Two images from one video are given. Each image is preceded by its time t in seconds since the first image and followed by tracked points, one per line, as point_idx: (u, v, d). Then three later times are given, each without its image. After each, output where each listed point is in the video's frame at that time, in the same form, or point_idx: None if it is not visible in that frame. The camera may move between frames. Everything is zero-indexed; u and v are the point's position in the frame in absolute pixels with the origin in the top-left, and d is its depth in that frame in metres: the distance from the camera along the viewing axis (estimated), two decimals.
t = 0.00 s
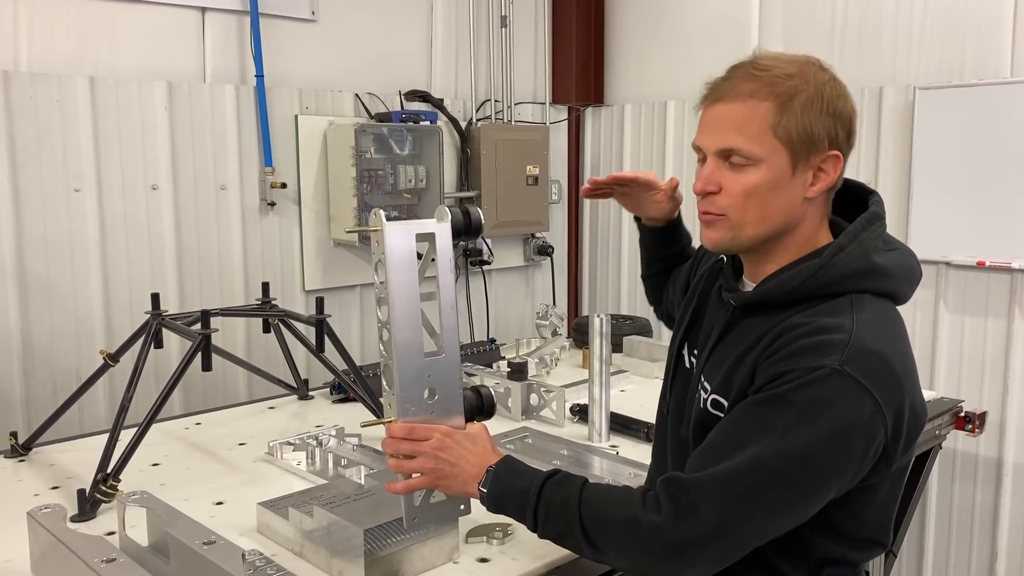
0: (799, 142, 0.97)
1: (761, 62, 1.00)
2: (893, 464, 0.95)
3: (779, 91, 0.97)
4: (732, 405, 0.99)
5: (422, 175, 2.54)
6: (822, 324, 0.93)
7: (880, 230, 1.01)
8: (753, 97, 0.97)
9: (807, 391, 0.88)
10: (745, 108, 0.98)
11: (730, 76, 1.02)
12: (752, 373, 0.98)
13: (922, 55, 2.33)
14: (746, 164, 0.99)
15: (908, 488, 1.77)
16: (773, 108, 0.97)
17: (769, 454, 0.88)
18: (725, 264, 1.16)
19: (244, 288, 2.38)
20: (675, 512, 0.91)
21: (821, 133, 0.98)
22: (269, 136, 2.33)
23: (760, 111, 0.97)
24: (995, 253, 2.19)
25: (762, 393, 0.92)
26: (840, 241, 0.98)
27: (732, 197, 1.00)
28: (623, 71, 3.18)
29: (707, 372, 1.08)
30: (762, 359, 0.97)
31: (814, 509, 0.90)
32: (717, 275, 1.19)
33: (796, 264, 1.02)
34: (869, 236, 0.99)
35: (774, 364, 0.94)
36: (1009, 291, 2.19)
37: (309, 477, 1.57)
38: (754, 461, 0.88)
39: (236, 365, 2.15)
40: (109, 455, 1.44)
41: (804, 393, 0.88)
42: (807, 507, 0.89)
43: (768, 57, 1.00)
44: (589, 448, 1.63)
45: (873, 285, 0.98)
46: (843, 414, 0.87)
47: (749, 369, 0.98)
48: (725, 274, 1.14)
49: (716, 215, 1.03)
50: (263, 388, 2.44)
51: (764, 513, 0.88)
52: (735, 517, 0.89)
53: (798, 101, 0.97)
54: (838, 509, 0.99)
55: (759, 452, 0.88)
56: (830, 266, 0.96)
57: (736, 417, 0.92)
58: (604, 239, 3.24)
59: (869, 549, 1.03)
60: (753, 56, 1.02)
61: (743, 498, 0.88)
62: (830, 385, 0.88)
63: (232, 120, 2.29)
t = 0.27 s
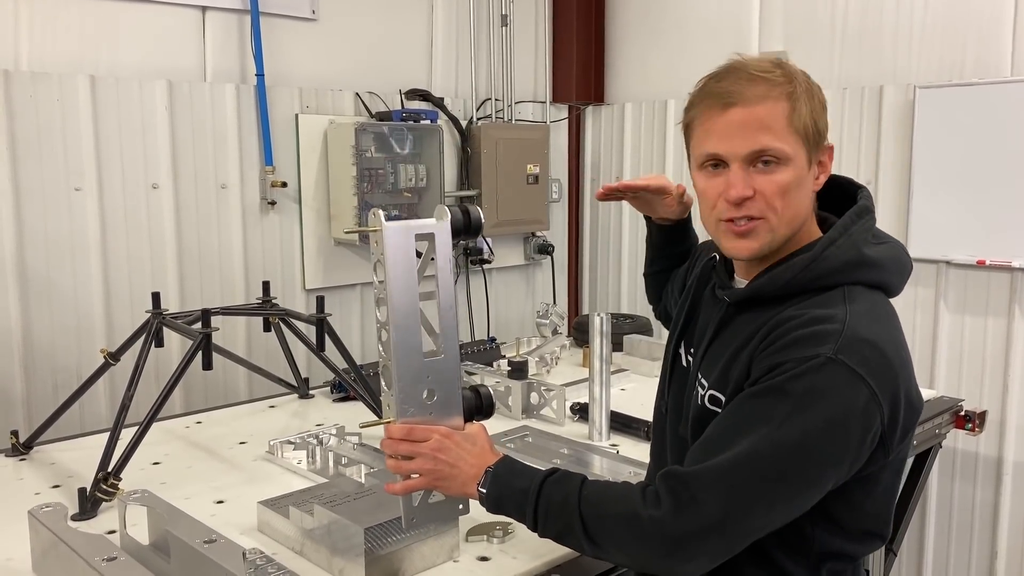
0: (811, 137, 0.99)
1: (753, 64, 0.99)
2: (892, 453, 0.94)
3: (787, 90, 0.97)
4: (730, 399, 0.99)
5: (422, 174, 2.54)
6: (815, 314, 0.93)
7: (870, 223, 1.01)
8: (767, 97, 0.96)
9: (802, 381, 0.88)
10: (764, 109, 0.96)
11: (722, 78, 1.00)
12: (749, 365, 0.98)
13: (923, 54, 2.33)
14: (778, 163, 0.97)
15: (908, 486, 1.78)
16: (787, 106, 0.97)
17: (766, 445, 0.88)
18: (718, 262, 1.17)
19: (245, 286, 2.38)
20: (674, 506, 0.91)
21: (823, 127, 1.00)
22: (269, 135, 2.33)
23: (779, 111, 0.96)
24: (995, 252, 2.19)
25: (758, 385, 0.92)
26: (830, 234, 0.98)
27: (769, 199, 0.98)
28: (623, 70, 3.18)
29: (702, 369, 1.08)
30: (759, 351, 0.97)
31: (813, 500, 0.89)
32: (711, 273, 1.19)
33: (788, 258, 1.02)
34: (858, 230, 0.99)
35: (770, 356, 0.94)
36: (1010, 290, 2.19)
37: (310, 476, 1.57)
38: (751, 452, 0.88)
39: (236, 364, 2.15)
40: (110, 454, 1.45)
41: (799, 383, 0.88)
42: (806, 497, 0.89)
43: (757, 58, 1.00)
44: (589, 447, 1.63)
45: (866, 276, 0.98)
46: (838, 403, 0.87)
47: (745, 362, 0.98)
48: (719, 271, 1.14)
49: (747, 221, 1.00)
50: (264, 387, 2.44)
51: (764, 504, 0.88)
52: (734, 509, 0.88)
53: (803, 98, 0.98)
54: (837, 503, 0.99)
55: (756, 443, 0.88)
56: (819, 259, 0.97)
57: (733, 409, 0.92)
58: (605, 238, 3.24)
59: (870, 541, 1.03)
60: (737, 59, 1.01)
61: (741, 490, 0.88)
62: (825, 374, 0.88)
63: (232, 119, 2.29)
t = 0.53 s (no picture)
0: (819, 138, 0.98)
1: (765, 61, 0.98)
2: (894, 451, 0.95)
3: (797, 89, 0.96)
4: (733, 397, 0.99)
5: (422, 173, 2.55)
6: (819, 312, 0.94)
7: (874, 222, 1.01)
8: (775, 96, 0.96)
9: (806, 377, 0.88)
10: (771, 107, 0.96)
11: (730, 77, 1.00)
12: (752, 362, 0.98)
13: (923, 53, 2.33)
14: (778, 163, 0.97)
15: (908, 485, 1.78)
16: (796, 107, 0.96)
17: (771, 440, 0.88)
18: (719, 263, 1.17)
19: (246, 285, 2.38)
20: (677, 501, 0.91)
21: (833, 129, 0.99)
22: (270, 134, 2.33)
23: (787, 110, 0.96)
24: (995, 251, 2.19)
25: (762, 381, 0.92)
26: (835, 234, 0.99)
27: (767, 198, 0.98)
28: (623, 69, 3.18)
29: (706, 369, 1.08)
30: (762, 348, 0.97)
31: (817, 496, 0.89)
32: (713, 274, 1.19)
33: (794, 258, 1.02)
34: (863, 229, 1.00)
35: (774, 353, 0.94)
36: (1010, 289, 2.19)
37: (310, 474, 1.57)
38: (755, 448, 0.88)
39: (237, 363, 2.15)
40: (111, 453, 1.45)
41: (804, 379, 0.88)
42: (809, 493, 0.89)
43: (770, 56, 1.00)
44: (589, 446, 1.63)
45: (871, 275, 0.98)
46: (843, 399, 0.87)
47: (749, 359, 0.98)
48: (721, 271, 1.14)
49: (745, 218, 1.00)
50: (265, 386, 2.44)
51: (767, 500, 0.88)
52: (738, 505, 0.88)
53: (814, 98, 0.97)
54: (837, 500, 0.99)
55: (760, 439, 0.88)
56: (826, 257, 0.97)
57: (737, 406, 0.92)
58: (604, 238, 3.24)
59: (870, 541, 1.03)
60: (750, 57, 1.01)
61: (745, 485, 0.88)
62: (830, 370, 0.88)
63: (233, 118, 2.29)
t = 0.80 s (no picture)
0: (791, 152, 0.96)
1: (772, 63, 0.98)
2: (898, 455, 0.95)
3: (780, 98, 0.95)
4: (740, 397, 0.99)
5: (423, 172, 2.54)
6: (829, 314, 0.94)
7: (883, 225, 1.01)
8: (752, 101, 0.97)
9: (816, 379, 0.88)
10: (744, 111, 0.97)
11: (742, 75, 1.00)
12: (759, 363, 0.98)
13: (924, 52, 2.33)
14: (737, 166, 1.00)
15: (908, 485, 1.77)
16: (769, 115, 0.96)
17: (779, 442, 0.88)
18: (726, 261, 1.16)
19: (246, 284, 2.38)
20: (683, 502, 0.91)
21: (816, 144, 0.96)
22: (270, 133, 2.33)
23: (756, 117, 0.96)
24: (996, 251, 2.19)
25: (770, 382, 0.92)
26: (845, 236, 0.98)
27: (723, 196, 1.02)
28: (624, 69, 3.18)
29: (712, 369, 1.08)
30: (769, 349, 0.97)
31: (821, 499, 0.90)
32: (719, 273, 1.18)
33: (804, 259, 1.02)
34: (873, 231, 1.00)
35: (781, 354, 0.94)
36: (1011, 288, 2.19)
37: (311, 474, 1.57)
38: (763, 450, 0.88)
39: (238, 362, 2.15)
40: (111, 452, 1.45)
41: (813, 381, 0.88)
42: (815, 495, 0.89)
43: (781, 60, 0.98)
44: (590, 445, 1.63)
45: (879, 278, 0.99)
46: (851, 402, 0.88)
47: (756, 360, 0.98)
48: (727, 270, 1.13)
49: (709, 209, 1.05)
50: (265, 385, 2.44)
51: (774, 501, 0.88)
52: (744, 507, 0.88)
53: (796, 108, 0.95)
54: (841, 501, 0.99)
55: (768, 440, 0.88)
56: (837, 259, 0.97)
57: (744, 406, 0.92)
58: (605, 237, 3.24)
59: (872, 543, 1.03)
60: (769, 55, 1.00)
61: (752, 487, 0.88)
62: (839, 373, 0.88)
63: (233, 117, 2.29)
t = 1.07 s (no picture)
0: (796, 154, 0.96)
1: (778, 64, 0.98)
2: (899, 459, 0.95)
3: (785, 100, 0.95)
4: (741, 400, 0.99)
5: (423, 172, 2.55)
6: (831, 318, 0.94)
7: (887, 228, 1.01)
8: (757, 103, 0.97)
9: (817, 384, 0.88)
10: (749, 112, 0.97)
11: (747, 74, 1.00)
12: (761, 366, 0.98)
13: (924, 53, 2.33)
14: (742, 168, 0.99)
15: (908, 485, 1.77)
16: (775, 117, 0.96)
17: (780, 447, 0.88)
18: (729, 261, 1.16)
19: (247, 283, 2.38)
20: (684, 506, 0.91)
21: (822, 147, 0.96)
22: (271, 133, 2.33)
23: (761, 119, 0.96)
24: (997, 251, 2.19)
25: (772, 386, 0.92)
26: (849, 238, 0.98)
27: (727, 198, 1.02)
28: (624, 68, 3.18)
29: (713, 371, 1.08)
30: (771, 353, 0.97)
31: (822, 503, 0.90)
32: (722, 273, 1.18)
33: (807, 261, 1.02)
34: (877, 234, 0.99)
35: (783, 358, 0.94)
36: (1011, 289, 2.19)
37: (311, 474, 1.57)
38: (764, 455, 0.88)
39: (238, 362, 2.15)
40: (111, 452, 1.44)
41: (815, 386, 0.88)
42: (816, 500, 0.89)
43: (787, 61, 0.98)
44: (590, 445, 1.63)
45: (882, 282, 0.99)
46: (853, 407, 0.88)
47: (757, 363, 0.98)
48: (730, 270, 1.13)
49: (713, 210, 1.05)
50: (265, 385, 2.44)
51: (775, 507, 0.88)
52: (745, 512, 0.88)
53: (802, 111, 0.95)
54: (842, 504, 0.99)
55: (769, 445, 0.88)
56: (840, 262, 0.96)
57: (745, 410, 0.92)
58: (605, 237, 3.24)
59: (871, 546, 1.03)
60: (776, 56, 1.00)
61: (753, 492, 0.88)
62: (841, 378, 0.88)
63: (233, 117, 2.29)
